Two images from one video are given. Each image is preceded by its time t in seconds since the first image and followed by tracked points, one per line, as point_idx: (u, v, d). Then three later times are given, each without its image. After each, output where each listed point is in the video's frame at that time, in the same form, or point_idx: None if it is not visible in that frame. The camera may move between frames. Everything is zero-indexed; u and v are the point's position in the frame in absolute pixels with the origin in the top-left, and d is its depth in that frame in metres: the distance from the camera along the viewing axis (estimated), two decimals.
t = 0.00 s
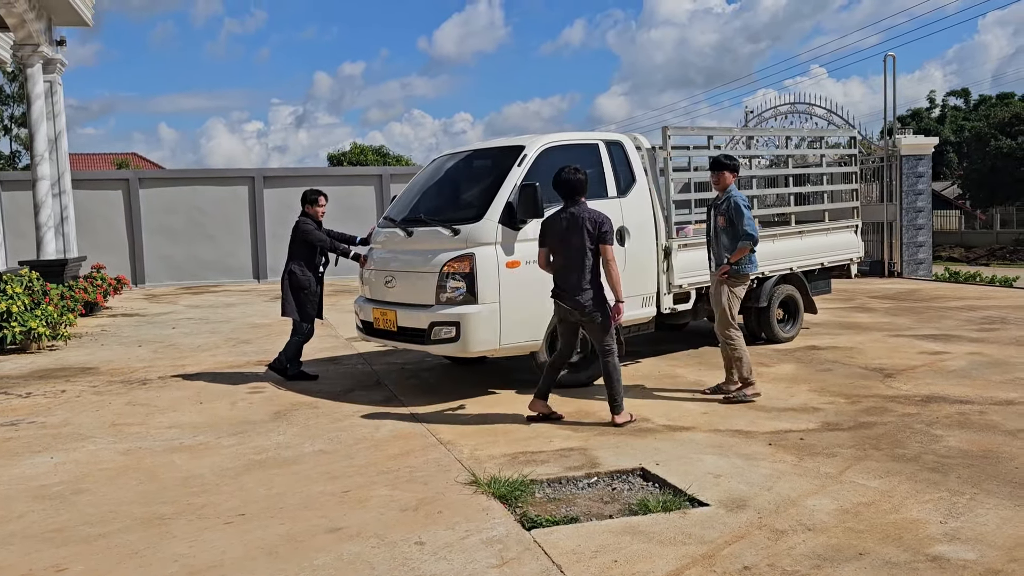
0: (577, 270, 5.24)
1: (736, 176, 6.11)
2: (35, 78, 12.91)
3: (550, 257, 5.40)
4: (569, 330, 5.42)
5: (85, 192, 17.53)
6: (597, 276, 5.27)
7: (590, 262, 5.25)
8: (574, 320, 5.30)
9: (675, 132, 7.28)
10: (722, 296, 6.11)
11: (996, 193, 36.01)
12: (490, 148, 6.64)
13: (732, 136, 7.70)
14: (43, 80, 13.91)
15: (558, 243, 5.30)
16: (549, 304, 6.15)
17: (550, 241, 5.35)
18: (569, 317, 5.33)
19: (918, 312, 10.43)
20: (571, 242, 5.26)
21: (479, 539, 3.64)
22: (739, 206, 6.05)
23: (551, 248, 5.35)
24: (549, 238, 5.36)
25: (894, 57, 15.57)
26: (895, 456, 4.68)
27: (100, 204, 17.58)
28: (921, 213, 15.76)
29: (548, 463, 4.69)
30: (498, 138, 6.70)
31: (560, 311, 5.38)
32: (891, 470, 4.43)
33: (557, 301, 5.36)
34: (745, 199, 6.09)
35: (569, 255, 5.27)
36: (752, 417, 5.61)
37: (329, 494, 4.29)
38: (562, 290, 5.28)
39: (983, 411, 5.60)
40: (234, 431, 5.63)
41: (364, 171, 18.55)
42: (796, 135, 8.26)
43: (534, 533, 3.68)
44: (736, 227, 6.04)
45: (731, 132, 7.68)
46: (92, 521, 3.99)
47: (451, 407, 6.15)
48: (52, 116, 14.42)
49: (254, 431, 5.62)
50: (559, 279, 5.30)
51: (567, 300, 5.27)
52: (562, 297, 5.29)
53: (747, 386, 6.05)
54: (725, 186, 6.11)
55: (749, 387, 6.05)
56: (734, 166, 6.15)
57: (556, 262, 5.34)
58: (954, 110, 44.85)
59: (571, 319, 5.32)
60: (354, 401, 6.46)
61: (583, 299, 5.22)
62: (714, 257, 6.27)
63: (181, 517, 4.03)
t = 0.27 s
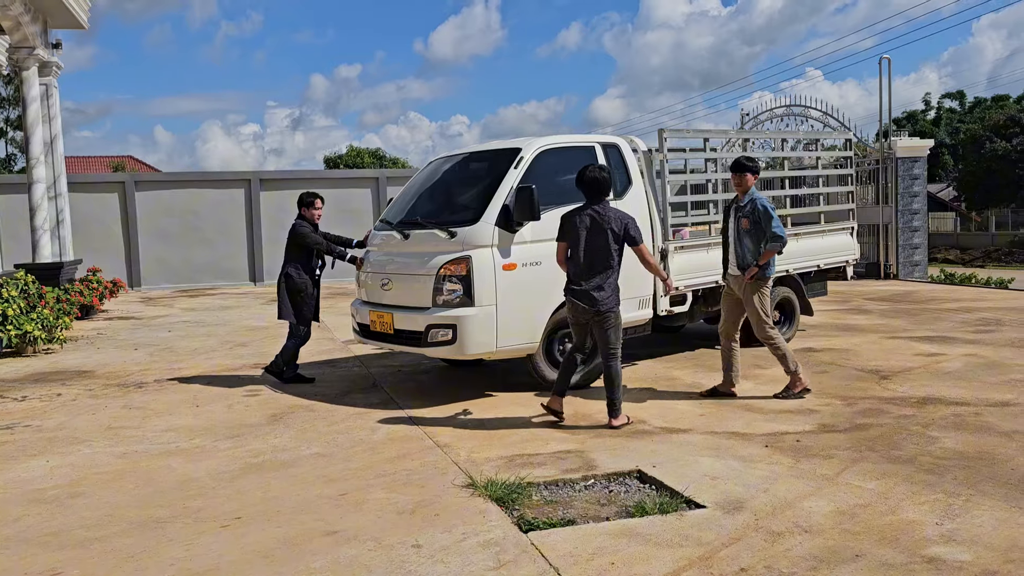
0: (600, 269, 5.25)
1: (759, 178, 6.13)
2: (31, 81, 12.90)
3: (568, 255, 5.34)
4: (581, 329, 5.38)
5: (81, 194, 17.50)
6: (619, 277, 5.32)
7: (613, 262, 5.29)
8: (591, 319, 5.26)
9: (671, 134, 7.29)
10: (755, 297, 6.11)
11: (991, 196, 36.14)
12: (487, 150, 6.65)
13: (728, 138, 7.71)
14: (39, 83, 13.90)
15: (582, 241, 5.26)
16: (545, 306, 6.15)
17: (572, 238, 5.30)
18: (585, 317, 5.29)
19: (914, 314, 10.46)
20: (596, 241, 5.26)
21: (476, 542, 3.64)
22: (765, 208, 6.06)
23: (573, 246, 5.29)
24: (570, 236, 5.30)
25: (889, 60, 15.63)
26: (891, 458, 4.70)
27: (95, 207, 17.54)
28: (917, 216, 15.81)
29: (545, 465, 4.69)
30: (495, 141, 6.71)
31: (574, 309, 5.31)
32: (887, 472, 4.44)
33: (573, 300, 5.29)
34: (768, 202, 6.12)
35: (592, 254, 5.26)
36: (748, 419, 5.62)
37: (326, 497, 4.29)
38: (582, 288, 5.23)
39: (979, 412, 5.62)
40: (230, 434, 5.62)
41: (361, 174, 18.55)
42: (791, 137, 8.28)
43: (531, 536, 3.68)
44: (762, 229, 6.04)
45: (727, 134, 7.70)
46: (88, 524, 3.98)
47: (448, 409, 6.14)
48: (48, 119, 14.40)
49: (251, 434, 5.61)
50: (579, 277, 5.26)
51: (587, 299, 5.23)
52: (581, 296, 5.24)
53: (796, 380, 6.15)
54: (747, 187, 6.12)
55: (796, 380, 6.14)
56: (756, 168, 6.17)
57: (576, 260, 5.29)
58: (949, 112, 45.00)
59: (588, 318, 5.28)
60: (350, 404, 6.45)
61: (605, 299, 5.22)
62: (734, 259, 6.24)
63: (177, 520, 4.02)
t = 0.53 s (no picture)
0: (603, 272, 5.25)
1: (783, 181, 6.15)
2: (25, 84, 12.87)
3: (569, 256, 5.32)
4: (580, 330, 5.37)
5: (75, 198, 17.45)
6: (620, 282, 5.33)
7: (615, 266, 5.30)
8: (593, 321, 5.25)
9: (665, 137, 7.30)
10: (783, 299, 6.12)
11: (984, 198, 36.28)
12: (482, 153, 6.66)
13: (722, 141, 7.73)
14: (33, 86, 13.86)
15: (587, 243, 5.25)
16: (539, 309, 6.15)
17: (575, 239, 5.28)
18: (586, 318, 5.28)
19: (908, 316, 10.49)
20: (600, 244, 5.26)
21: (471, 545, 3.64)
22: (789, 210, 6.08)
23: (576, 248, 5.27)
24: (573, 237, 5.28)
25: (883, 63, 15.63)
26: (885, 459, 4.71)
27: (89, 210, 17.48)
28: (911, 218, 15.86)
29: (540, 468, 4.69)
30: (489, 144, 6.71)
31: (575, 311, 5.29)
32: (881, 474, 4.45)
33: (574, 301, 5.27)
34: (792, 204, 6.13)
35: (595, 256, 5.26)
36: (743, 421, 5.63)
37: (321, 500, 4.28)
38: (586, 290, 5.21)
39: (972, 414, 5.64)
40: (225, 438, 5.61)
41: (356, 177, 18.54)
42: (786, 139, 8.30)
43: (527, 539, 3.67)
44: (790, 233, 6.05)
45: (722, 137, 7.71)
46: (82, 528, 3.97)
47: (443, 412, 6.14)
48: (41, 122, 14.35)
49: (245, 437, 5.60)
50: (581, 279, 5.23)
51: (590, 301, 5.21)
52: (584, 298, 5.22)
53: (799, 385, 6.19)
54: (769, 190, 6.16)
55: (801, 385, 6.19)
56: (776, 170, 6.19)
57: (579, 261, 5.26)
58: (942, 115, 45.18)
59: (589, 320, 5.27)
60: (345, 406, 6.44)
61: (607, 301, 5.22)
62: (762, 262, 6.25)
63: (172, 524, 4.01)
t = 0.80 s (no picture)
0: (597, 277, 5.15)
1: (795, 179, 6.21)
2: (18, 85, 12.83)
3: (562, 265, 5.10)
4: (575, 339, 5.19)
5: (68, 200, 17.39)
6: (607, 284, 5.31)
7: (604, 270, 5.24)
8: (592, 328, 5.14)
9: (659, 139, 7.31)
10: (787, 294, 6.23)
11: (977, 199, 36.44)
12: (476, 155, 6.66)
13: (716, 143, 7.74)
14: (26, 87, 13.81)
15: (581, 250, 5.10)
16: (534, 310, 6.15)
17: (569, 248, 5.08)
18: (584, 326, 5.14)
19: (901, 317, 10.52)
20: (593, 250, 5.15)
21: (466, 547, 3.64)
22: (797, 208, 6.14)
23: (568, 256, 5.08)
24: (567, 245, 5.08)
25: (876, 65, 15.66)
26: (879, 460, 4.72)
27: (82, 212, 17.43)
28: (904, 219, 15.91)
29: (534, 470, 4.69)
30: (484, 146, 6.71)
31: (573, 320, 5.10)
32: (874, 475, 4.46)
33: (574, 310, 5.08)
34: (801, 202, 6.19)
35: (588, 262, 5.13)
36: (737, 423, 5.63)
37: (315, 502, 4.28)
38: (587, 297, 5.07)
39: (965, 414, 5.66)
40: (219, 440, 5.60)
41: (350, 179, 18.52)
42: (780, 141, 8.33)
43: (521, 540, 3.67)
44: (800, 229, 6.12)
45: (716, 139, 7.73)
46: (75, 532, 3.95)
47: (437, 414, 6.14)
48: (34, 124, 14.31)
49: (239, 440, 5.58)
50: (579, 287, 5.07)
51: (588, 308, 5.09)
52: (584, 306, 5.08)
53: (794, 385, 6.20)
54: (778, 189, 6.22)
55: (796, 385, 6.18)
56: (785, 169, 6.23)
57: (574, 269, 5.09)
58: (935, 117, 45.36)
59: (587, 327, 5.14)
60: (340, 409, 6.43)
61: (604, 307, 5.16)
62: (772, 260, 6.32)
63: (166, 527, 4.00)
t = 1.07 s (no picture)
0: (587, 272, 5.18)
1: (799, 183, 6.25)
2: (12, 87, 12.80)
3: (554, 263, 5.09)
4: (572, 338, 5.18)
5: (63, 201, 17.34)
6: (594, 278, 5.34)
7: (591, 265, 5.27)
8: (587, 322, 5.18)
9: (654, 140, 7.32)
10: (785, 295, 6.31)
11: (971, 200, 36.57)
12: (471, 157, 6.66)
13: (711, 144, 7.76)
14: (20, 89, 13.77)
15: (570, 246, 5.12)
16: (530, 312, 6.15)
17: (556, 247, 5.09)
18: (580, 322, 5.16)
19: (896, 318, 10.55)
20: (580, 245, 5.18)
21: (462, 548, 3.63)
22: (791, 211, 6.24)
23: (557, 255, 5.08)
24: (556, 244, 5.09)
25: (870, 66, 15.63)
26: (874, 461, 4.73)
27: (77, 214, 17.39)
28: (898, 220, 15.96)
29: (530, 471, 4.69)
30: (479, 147, 6.72)
31: (571, 319, 5.10)
32: (869, 475, 4.47)
33: (572, 308, 5.08)
34: (799, 206, 6.25)
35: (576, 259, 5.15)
36: (732, 423, 5.64)
37: (311, 504, 4.27)
38: (581, 293, 5.10)
39: (960, 415, 5.67)
40: (214, 442, 5.58)
41: (345, 180, 18.51)
42: (774, 142, 8.34)
43: (517, 542, 3.67)
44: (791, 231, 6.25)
45: (710, 140, 7.74)
46: (69, 534, 3.94)
47: (433, 415, 6.14)
48: (28, 125, 14.27)
49: (235, 442, 5.57)
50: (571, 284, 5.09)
51: (582, 304, 5.11)
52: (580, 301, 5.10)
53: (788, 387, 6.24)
54: (779, 191, 6.30)
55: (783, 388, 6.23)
56: (789, 172, 6.25)
57: (565, 267, 5.10)
58: (929, 118, 45.52)
59: (583, 323, 5.17)
60: (335, 410, 6.43)
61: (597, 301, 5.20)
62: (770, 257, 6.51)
63: (161, 529, 3.99)
